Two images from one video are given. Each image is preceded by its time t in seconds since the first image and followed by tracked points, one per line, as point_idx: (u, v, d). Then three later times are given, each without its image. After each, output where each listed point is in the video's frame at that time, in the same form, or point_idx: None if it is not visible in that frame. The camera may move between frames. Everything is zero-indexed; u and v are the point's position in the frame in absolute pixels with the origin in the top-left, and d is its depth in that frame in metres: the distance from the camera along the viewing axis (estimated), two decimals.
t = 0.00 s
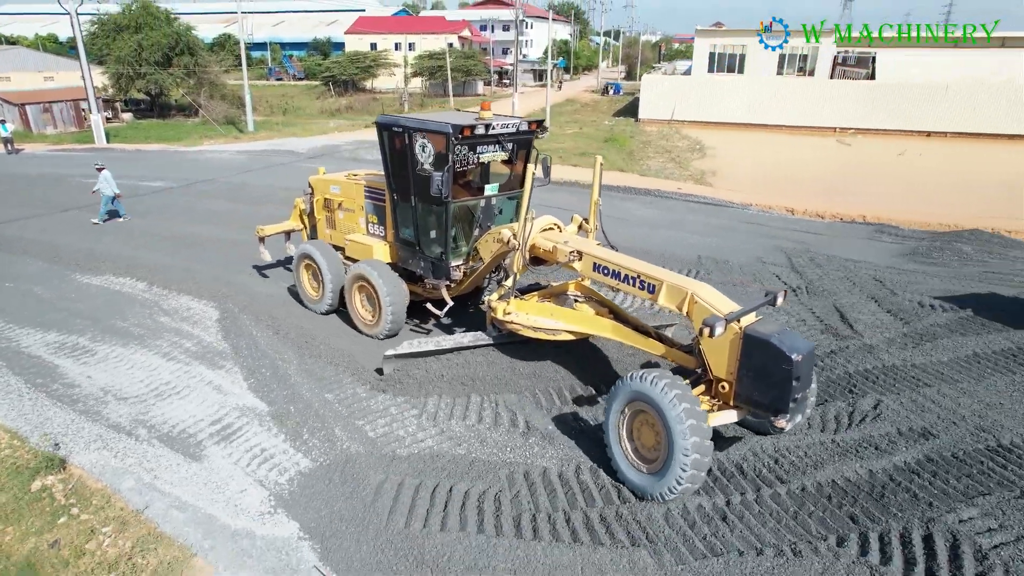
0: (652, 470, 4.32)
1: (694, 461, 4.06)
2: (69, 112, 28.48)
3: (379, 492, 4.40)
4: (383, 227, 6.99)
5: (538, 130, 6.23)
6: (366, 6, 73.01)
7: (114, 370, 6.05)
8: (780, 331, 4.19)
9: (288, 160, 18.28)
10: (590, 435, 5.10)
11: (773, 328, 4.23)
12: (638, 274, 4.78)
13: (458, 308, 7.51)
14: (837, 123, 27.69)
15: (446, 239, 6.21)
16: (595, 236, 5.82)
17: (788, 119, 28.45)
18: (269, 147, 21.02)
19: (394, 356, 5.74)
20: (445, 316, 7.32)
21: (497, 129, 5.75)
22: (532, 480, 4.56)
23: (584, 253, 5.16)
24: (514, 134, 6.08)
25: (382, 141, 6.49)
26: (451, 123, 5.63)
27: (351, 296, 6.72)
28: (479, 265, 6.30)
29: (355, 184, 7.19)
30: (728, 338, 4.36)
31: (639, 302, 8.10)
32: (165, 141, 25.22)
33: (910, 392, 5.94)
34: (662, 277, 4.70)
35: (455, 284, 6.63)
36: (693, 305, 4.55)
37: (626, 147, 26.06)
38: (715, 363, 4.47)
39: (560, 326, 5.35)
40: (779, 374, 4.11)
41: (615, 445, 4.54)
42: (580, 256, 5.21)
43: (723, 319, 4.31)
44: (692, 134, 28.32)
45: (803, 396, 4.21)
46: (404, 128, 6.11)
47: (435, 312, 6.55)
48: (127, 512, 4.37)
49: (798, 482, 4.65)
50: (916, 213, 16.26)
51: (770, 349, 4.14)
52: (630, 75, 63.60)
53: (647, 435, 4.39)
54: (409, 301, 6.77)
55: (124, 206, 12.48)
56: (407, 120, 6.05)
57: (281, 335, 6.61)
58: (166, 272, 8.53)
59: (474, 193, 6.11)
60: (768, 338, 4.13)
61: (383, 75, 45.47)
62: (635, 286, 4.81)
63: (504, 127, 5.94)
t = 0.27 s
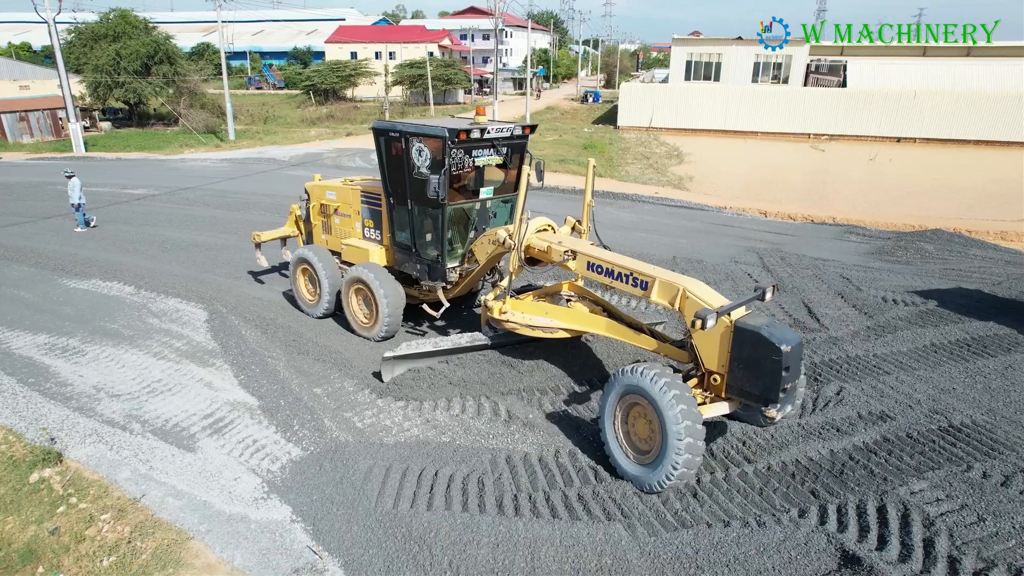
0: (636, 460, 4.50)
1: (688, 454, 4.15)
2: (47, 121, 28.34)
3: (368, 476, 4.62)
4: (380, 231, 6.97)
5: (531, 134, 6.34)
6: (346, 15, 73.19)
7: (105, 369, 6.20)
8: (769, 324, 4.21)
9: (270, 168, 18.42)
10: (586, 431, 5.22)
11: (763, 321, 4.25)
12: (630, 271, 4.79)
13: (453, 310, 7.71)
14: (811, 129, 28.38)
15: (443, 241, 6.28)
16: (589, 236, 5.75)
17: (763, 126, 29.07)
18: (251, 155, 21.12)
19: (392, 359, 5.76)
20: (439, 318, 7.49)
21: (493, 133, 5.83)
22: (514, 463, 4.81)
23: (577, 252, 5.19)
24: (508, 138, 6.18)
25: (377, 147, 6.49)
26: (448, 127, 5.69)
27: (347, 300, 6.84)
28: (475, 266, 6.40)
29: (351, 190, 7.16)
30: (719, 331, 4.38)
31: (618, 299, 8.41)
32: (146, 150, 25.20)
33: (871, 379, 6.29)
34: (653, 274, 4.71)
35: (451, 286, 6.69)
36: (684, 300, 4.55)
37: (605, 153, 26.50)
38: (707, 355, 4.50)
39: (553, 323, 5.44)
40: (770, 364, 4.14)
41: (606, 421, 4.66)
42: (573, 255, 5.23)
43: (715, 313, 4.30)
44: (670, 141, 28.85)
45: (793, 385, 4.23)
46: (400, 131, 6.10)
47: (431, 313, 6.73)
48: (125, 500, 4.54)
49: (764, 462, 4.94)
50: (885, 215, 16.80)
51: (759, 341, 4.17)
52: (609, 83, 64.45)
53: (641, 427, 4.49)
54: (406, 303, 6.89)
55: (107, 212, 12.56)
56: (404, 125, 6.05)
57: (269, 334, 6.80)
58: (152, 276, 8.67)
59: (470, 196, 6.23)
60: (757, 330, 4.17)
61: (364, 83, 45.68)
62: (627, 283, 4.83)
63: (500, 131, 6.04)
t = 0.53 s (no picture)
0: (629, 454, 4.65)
1: (685, 447, 4.29)
2: (23, 130, 28.07)
3: (357, 465, 4.81)
4: (377, 236, 7.12)
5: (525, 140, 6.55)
6: (326, 23, 73.23)
7: (95, 369, 6.33)
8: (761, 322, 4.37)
9: (253, 175, 18.50)
10: (577, 428, 5.37)
11: (755, 318, 4.41)
12: (626, 273, 4.90)
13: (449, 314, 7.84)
14: (786, 135, 29.03)
15: (440, 245, 6.40)
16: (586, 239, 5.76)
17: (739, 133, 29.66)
18: (232, 163, 21.14)
19: (392, 360, 5.83)
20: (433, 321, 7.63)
21: (488, 138, 6.03)
22: (496, 451, 5.04)
23: (573, 255, 5.29)
24: (504, 144, 6.38)
25: (375, 154, 6.63)
26: (445, 132, 5.88)
27: (343, 302, 6.93)
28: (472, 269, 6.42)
29: (348, 196, 7.32)
30: (714, 329, 4.52)
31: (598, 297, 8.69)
32: (125, 159, 25.08)
33: (837, 370, 6.62)
34: (648, 275, 4.83)
35: (449, 290, 6.78)
36: (679, 300, 4.67)
37: (585, 160, 26.87)
38: (702, 352, 4.64)
39: (550, 325, 5.61)
40: (763, 361, 4.30)
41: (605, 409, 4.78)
42: (570, 258, 5.31)
43: (709, 310, 4.45)
44: (649, 147, 29.32)
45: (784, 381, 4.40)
46: (398, 137, 6.25)
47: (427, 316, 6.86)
48: (120, 492, 4.68)
49: (734, 447, 5.21)
50: (857, 217, 17.30)
51: (753, 338, 4.32)
52: (589, 91, 65.19)
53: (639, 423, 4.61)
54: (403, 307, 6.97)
55: (89, 220, 12.58)
56: (401, 131, 6.20)
57: (257, 334, 6.97)
58: (139, 280, 8.79)
59: (467, 200, 6.39)
60: (751, 327, 4.32)
61: (345, 92, 45.78)
62: (623, 284, 4.94)
63: (495, 137, 6.24)
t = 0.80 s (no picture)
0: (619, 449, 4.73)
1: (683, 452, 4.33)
2: None
3: (345, 458, 4.98)
4: (374, 242, 7.10)
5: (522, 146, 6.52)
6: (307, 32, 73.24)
7: (84, 372, 6.42)
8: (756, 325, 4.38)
9: (235, 183, 18.57)
10: (574, 429, 5.44)
11: (749, 321, 4.42)
12: (622, 277, 4.88)
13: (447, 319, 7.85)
14: (763, 142, 29.61)
15: (437, 251, 6.39)
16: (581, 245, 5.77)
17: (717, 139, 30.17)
18: (214, 171, 21.14)
19: (390, 365, 5.88)
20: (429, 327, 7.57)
21: (485, 145, 6.00)
22: (481, 443, 5.24)
23: (569, 259, 5.26)
24: (500, 150, 6.34)
25: (372, 160, 6.63)
26: (442, 139, 5.85)
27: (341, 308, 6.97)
28: (469, 275, 6.45)
29: (345, 203, 7.30)
30: (710, 332, 4.51)
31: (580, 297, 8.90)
32: (104, 167, 24.96)
33: (808, 364, 6.90)
34: (644, 278, 4.81)
35: (446, 294, 6.78)
36: (675, 303, 4.66)
37: (567, 167, 27.19)
38: (698, 355, 4.63)
39: (547, 329, 5.57)
40: (758, 363, 4.30)
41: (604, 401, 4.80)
42: (566, 262, 5.29)
43: (705, 314, 4.45)
44: (629, 154, 29.74)
45: (779, 382, 4.40)
46: (395, 144, 6.27)
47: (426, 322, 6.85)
48: (114, 488, 4.80)
49: (709, 436, 5.43)
50: (832, 220, 17.75)
51: (748, 340, 4.32)
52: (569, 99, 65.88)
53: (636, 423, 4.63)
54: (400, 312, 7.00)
55: (71, 228, 12.58)
56: (398, 138, 6.23)
57: (245, 337, 7.09)
58: (125, 286, 8.86)
59: (463, 207, 6.36)
60: (746, 329, 4.32)
61: (326, 101, 45.88)
62: (619, 288, 4.93)
63: (492, 143, 6.23)
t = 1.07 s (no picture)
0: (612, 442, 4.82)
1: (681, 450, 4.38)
2: None
3: (334, 454, 5.12)
4: (370, 248, 7.17)
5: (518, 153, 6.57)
6: (287, 41, 73.17)
7: (71, 376, 6.49)
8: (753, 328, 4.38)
9: (217, 191, 18.57)
10: (570, 433, 5.48)
11: (746, 324, 4.43)
12: (619, 281, 4.95)
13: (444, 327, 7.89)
14: (741, 149, 30.15)
15: (434, 257, 6.40)
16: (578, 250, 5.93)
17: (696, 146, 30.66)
18: (196, 180, 21.10)
19: (389, 372, 5.88)
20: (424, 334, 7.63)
21: (482, 151, 6.05)
22: (465, 438, 5.41)
23: (567, 264, 5.39)
24: (497, 157, 6.39)
25: (368, 167, 6.68)
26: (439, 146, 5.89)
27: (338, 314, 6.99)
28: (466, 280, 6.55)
29: (342, 210, 7.36)
30: (707, 335, 4.53)
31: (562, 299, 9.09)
32: (83, 176, 24.79)
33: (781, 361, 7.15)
34: (641, 283, 4.87)
35: (443, 301, 6.84)
36: (672, 307, 4.69)
37: (548, 174, 27.47)
38: (695, 357, 4.66)
39: (546, 333, 5.63)
40: (755, 365, 4.31)
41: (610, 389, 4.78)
42: (564, 267, 5.43)
43: (702, 316, 4.47)
44: (610, 161, 30.11)
45: (776, 384, 4.40)
46: (392, 151, 6.32)
47: (422, 328, 6.88)
48: (106, 486, 4.87)
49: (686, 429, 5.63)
50: (807, 223, 18.17)
51: (744, 342, 4.33)
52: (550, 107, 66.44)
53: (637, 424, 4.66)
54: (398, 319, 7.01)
55: (53, 236, 12.55)
56: (395, 145, 6.26)
57: (233, 340, 7.19)
58: (110, 293, 8.90)
59: (460, 213, 6.37)
60: (742, 331, 4.33)
61: (307, 109, 45.88)
62: (617, 293, 5.01)
63: (488, 150, 6.24)
